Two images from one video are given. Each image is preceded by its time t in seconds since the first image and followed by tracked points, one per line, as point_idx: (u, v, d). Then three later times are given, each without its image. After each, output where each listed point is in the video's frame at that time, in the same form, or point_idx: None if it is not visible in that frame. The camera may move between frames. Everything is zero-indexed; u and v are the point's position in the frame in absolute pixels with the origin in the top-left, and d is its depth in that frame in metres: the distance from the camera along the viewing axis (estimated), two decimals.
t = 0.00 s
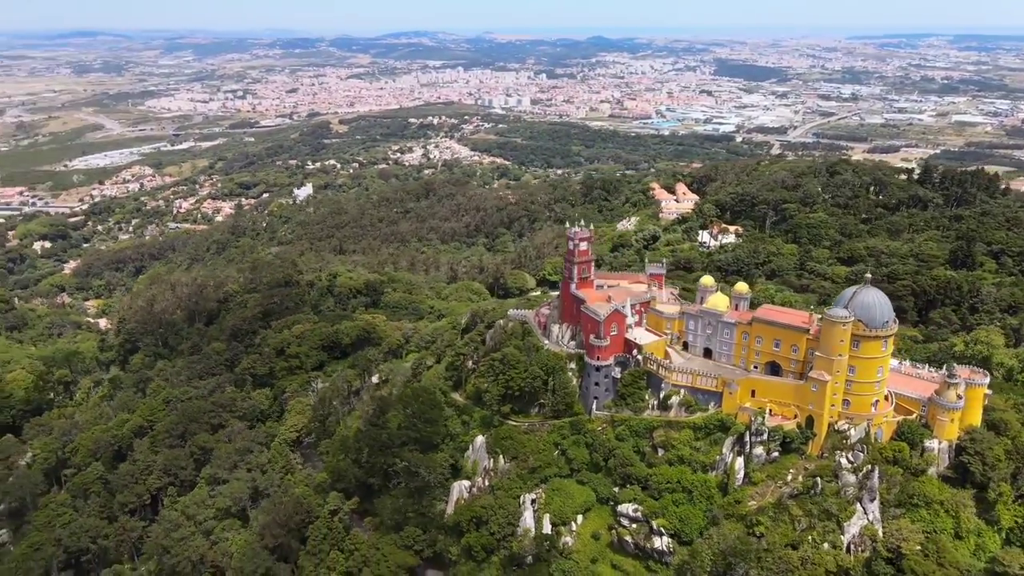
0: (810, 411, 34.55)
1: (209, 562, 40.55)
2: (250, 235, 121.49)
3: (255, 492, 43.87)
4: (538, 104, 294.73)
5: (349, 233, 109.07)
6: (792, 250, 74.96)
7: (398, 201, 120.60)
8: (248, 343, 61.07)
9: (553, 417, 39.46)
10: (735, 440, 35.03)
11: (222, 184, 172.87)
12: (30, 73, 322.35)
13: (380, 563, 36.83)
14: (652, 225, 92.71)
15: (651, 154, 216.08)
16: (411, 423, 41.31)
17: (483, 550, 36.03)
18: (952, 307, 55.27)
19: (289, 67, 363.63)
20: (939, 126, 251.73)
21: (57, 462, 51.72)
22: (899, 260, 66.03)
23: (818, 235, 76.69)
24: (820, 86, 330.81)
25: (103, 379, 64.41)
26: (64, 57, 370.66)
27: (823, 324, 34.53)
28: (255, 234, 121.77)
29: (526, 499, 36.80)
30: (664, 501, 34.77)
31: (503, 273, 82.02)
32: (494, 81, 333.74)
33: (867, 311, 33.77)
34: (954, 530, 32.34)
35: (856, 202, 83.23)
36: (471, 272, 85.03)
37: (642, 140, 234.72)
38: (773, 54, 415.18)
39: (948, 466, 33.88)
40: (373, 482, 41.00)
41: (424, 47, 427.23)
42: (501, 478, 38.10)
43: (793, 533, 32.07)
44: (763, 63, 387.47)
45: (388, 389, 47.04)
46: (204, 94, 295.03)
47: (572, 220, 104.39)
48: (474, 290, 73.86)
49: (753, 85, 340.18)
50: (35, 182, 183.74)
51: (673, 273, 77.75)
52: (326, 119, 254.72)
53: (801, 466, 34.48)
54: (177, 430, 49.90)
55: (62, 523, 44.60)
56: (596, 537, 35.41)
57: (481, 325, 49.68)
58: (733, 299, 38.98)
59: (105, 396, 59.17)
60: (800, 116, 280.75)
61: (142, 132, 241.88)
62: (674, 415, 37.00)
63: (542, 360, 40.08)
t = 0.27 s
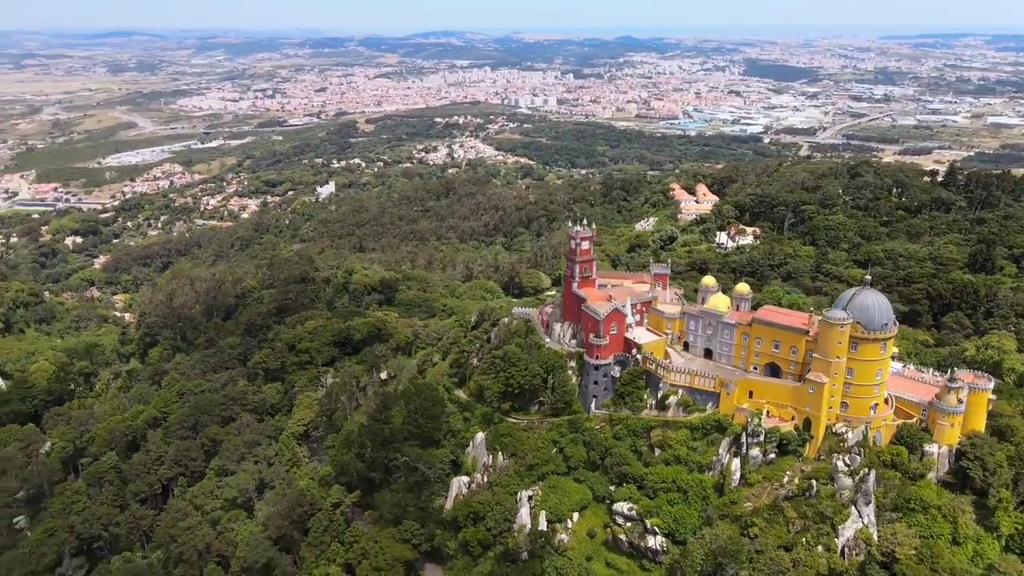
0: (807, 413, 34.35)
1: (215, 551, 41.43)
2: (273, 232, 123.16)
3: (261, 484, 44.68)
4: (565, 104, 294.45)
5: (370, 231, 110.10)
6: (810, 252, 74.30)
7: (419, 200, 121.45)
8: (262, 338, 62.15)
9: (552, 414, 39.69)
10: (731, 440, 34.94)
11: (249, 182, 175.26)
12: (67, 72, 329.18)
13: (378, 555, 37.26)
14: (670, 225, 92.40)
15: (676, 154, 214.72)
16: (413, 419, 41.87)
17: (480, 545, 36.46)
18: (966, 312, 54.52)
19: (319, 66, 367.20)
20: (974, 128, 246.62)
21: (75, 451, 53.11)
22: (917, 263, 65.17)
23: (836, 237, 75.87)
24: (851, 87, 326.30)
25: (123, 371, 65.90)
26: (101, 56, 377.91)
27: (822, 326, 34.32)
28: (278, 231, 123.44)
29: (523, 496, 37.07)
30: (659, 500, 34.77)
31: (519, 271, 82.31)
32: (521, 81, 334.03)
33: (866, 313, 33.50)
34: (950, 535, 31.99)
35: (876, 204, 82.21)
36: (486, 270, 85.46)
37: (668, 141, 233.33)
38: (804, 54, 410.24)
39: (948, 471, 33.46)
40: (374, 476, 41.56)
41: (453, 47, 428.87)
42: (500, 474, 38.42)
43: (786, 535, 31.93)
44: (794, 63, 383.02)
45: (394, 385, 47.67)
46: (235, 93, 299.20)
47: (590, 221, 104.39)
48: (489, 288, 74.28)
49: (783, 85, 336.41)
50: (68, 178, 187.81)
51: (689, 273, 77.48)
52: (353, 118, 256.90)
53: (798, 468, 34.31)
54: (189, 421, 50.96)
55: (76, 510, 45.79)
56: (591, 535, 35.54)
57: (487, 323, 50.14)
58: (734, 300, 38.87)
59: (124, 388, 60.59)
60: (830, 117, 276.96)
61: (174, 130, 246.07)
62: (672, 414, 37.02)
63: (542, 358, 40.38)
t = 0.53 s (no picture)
0: (804, 415, 34.17)
1: (221, 541, 41.92)
2: (296, 230, 124.67)
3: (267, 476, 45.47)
4: (591, 104, 293.82)
5: (389, 229, 111.00)
6: (827, 254, 73.52)
7: (439, 199, 122.18)
8: (275, 334, 63.16)
9: (552, 412, 39.94)
10: (728, 441, 34.85)
11: (274, 180, 177.48)
12: (102, 71, 335.85)
13: (376, 547, 37.71)
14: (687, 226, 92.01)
15: (702, 155, 213.10)
16: (414, 414, 42.34)
17: (476, 541, 36.66)
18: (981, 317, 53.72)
19: (348, 65, 370.28)
20: (1010, 130, 241.19)
21: (91, 441, 54.42)
22: (934, 266, 64.24)
23: (855, 239, 75.01)
24: (884, 87, 321.07)
25: (141, 364, 67.33)
26: (135, 56, 384.79)
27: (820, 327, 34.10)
28: (301, 228, 124.95)
29: (520, 492, 37.31)
30: (653, 500, 34.77)
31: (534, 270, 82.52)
32: (547, 81, 333.88)
33: (864, 316, 33.25)
34: (947, 541, 31.60)
35: (897, 207, 81.10)
36: (502, 269, 85.79)
37: (694, 142, 231.69)
38: (836, 54, 404.46)
39: (947, 475, 33.10)
40: (375, 469, 42.06)
41: (480, 46, 430.05)
42: (498, 471, 38.72)
43: (780, 537, 31.76)
44: (826, 63, 377.85)
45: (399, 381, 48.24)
46: (264, 92, 303.08)
47: (609, 221, 104.28)
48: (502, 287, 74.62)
49: (814, 86, 332.20)
50: (101, 175, 191.71)
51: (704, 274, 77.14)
52: (380, 117, 258.79)
53: (794, 469, 34.12)
54: (201, 414, 51.97)
55: (89, 498, 46.89)
56: (587, 533, 35.67)
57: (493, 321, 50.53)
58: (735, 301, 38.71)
59: (141, 380, 61.91)
60: (860, 118, 272.76)
61: (204, 128, 249.92)
62: (669, 414, 37.03)
63: (542, 357, 40.67)
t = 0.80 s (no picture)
0: (801, 417, 33.99)
1: (227, 531, 42.47)
2: (318, 227, 126.04)
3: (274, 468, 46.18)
4: (618, 104, 292.79)
5: (409, 227, 111.76)
6: (844, 256, 72.75)
7: (459, 198, 122.74)
8: (288, 329, 64.09)
9: (551, 410, 40.12)
10: (724, 442, 34.75)
11: (300, 178, 179.43)
12: (137, 70, 342.05)
13: (376, 541, 38.18)
14: (705, 226, 91.52)
15: (728, 156, 211.23)
16: (416, 410, 42.76)
17: (473, 536, 36.98)
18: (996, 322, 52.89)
19: (376, 65, 372.96)
20: None
21: (107, 431, 55.62)
22: (953, 269, 63.27)
23: (873, 241, 74.07)
24: (918, 87, 315.46)
25: (160, 356, 68.66)
26: (169, 55, 391.22)
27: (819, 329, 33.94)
28: (323, 226, 126.27)
29: (517, 489, 37.54)
30: (648, 499, 34.76)
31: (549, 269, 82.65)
32: (574, 81, 333.30)
33: (862, 319, 33.04)
34: (944, 546, 31.26)
35: (919, 209, 79.92)
36: (518, 268, 86.02)
37: (720, 142, 229.74)
38: (869, 54, 398.19)
39: (946, 481, 32.73)
40: (377, 464, 42.51)
41: (509, 46, 430.51)
42: (497, 467, 39.00)
43: (773, 539, 31.58)
44: (858, 63, 372.32)
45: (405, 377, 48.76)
46: (293, 91, 306.42)
47: (627, 221, 104.06)
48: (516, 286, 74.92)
49: (845, 86, 327.54)
50: (132, 172, 195.34)
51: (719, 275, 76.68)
52: (406, 116, 260.35)
53: (790, 471, 33.94)
54: (212, 406, 52.92)
55: (103, 486, 48.02)
56: (582, 531, 35.81)
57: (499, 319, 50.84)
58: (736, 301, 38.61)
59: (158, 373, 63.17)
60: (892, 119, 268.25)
61: (234, 126, 253.33)
62: (667, 414, 37.02)
63: (543, 355, 40.90)
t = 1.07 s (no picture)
0: (798, 419, 33.84)
1: (233, 521, 43.08)
2: (340, 225, 127.35)
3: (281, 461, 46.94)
4: (645, 104, 291.43)
5: (428, 226, 112.49)
6: (861, 258, 71.89)
7: (480, 197, 123.23)
8: (302, 325, 65.10)
9: (551, 408, 40.34)
10: (720, 442, 34.64)
11: (325, 176, 181.23)
12: (170, 69, 347.81)
13: (374, 534, 38.61)
14: (724, 227, 90.94)
15: (754, 157, 209.16)
16: (418, 405, 43.24)
17: (470, 531, 37.24)
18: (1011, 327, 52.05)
19: (404, 64, 375.27)
20: None
21: (123, 422, 56.88)
22: (971, 272, 62.26)
23: (892, 244, 73.13)
24: (952, 88, 309.41)
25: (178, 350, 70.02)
26: (202, 54, 397.11)
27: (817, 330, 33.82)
28: (345, 224, 127.56)
29: (515, 486, 37.73)
30: (643, 498, 34.70)
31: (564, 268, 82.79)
32: (602, 81, 332.34)
33: (861, 321, 32.90)
34: (939, 551, 30.94)
35: (941, 212, 78.72)
36: (535, 267, 86.25)
37: (747, 143, 227.52)
38: (903, 54, 391.48)
39: (943, 485, 32.43)
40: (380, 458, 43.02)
41: (537, 46, 430.24)
42: (495, 464, 39.28)
43: (766, 540, 31.39)
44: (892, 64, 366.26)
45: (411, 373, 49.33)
46: (322, 90, 309.49)
47: (646, 221, 103.72)
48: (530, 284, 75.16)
49: (877, 87, 322.51)
50: (163, 169, 198.87)
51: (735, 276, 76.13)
52: (432, 115, 261.61)
53: (786, 473, 33.79)
54: (223, 399, 53.90)
55: (116, 475, 49.13)
56: (577, 529, 35.93)
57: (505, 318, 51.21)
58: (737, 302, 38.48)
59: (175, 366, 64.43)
60: (925, 120, 263.58)
61: (262, 125, 256.56)
62: (664, 413, 37.02)
63: (543, 354, 41.16)
